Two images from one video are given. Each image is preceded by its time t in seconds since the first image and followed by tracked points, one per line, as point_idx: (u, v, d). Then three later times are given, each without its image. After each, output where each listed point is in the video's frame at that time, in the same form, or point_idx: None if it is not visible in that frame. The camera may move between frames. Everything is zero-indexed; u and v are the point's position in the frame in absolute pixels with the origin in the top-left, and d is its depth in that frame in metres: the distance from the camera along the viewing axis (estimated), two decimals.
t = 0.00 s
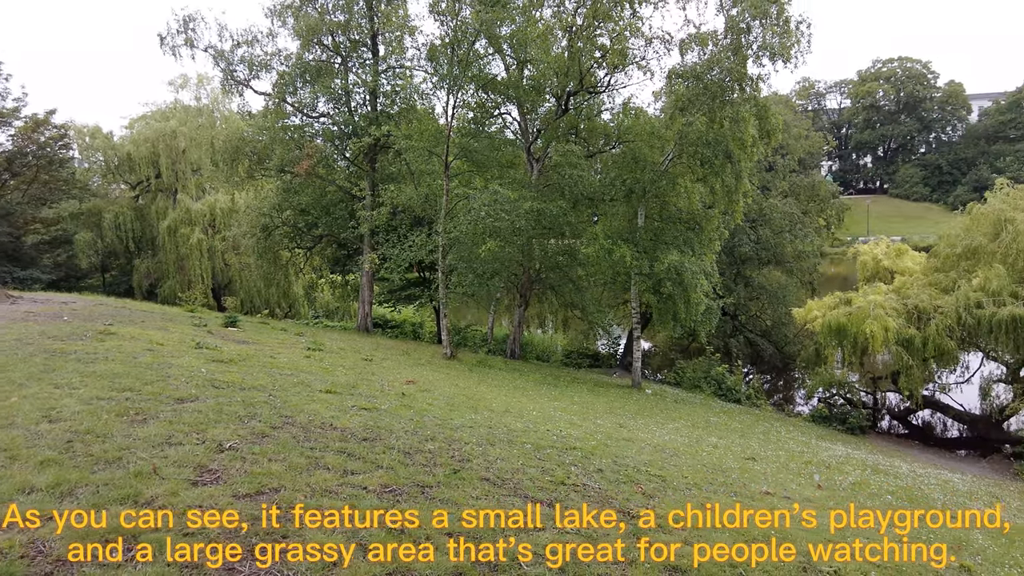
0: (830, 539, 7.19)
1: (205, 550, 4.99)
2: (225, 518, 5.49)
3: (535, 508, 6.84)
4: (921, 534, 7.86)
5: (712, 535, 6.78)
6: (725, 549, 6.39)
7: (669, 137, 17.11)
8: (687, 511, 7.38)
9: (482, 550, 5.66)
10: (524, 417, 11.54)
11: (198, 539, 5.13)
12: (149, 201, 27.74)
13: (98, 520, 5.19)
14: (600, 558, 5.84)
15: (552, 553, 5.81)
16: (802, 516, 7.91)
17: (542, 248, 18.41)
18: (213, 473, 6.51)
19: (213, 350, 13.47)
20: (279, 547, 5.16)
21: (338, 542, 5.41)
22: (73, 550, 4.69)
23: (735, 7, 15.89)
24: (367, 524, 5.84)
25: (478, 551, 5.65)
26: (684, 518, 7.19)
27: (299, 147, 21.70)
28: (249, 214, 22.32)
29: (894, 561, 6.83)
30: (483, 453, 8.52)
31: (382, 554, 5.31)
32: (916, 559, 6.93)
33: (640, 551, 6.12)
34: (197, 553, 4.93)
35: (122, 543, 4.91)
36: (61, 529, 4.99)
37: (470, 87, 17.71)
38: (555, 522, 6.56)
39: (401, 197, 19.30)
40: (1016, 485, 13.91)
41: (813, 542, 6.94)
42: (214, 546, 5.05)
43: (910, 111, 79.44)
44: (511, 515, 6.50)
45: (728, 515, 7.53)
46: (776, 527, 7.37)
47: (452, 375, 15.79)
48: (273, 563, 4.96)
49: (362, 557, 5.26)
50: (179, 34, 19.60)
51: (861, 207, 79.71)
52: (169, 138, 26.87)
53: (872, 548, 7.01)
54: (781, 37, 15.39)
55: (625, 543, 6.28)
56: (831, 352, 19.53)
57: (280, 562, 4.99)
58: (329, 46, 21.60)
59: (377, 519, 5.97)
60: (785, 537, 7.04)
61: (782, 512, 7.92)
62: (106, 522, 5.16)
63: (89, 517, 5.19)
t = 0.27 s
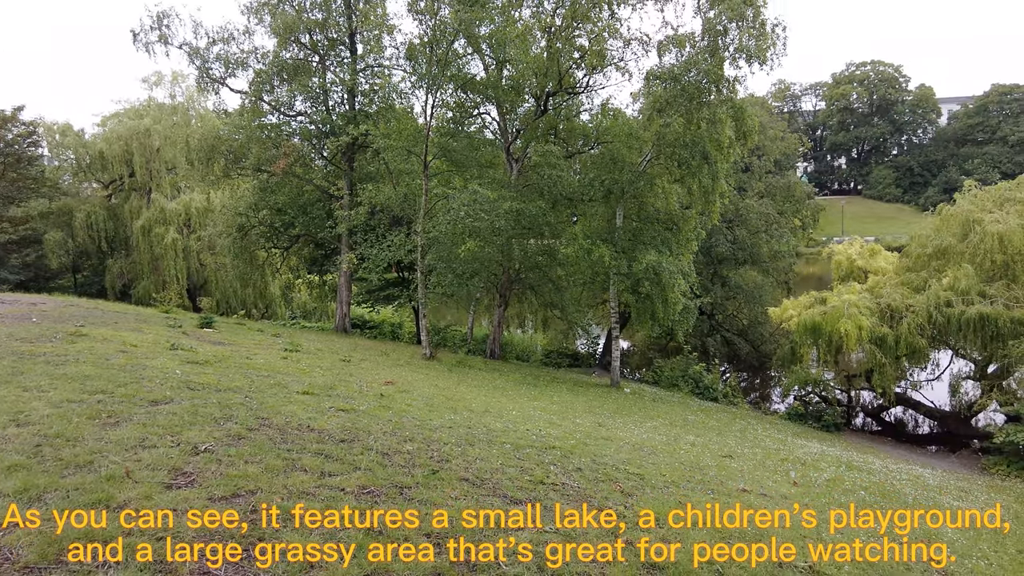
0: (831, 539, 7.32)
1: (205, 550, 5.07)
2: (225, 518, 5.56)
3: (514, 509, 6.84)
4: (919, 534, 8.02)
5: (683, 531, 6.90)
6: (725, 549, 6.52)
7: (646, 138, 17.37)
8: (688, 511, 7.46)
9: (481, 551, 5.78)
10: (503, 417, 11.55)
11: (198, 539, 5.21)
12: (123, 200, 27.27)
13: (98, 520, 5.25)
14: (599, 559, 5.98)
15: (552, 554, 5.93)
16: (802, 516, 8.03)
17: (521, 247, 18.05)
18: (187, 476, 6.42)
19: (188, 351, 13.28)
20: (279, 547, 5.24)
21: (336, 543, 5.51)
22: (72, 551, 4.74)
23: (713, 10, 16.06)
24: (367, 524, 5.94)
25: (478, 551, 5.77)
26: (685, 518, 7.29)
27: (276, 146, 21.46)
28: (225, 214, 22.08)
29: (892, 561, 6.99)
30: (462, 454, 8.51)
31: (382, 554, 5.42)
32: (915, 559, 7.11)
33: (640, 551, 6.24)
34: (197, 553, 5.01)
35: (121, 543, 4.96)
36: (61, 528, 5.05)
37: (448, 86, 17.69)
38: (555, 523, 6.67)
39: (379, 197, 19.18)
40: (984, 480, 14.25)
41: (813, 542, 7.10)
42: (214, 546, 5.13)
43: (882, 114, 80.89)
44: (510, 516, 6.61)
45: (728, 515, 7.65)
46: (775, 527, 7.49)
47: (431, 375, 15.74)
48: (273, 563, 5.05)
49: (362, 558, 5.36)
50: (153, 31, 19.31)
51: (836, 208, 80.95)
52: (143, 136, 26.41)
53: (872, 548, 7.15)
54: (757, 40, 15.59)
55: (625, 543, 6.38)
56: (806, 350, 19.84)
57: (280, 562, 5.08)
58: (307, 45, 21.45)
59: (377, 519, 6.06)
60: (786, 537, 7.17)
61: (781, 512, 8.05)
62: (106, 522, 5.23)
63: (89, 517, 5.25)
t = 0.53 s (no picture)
0: (832, 539, 7.41)
1: (205, 549, 5.16)
2: (224, 518, 5.64)
3: (494, 509, 6.84)
4: (918, 534, 8.12)
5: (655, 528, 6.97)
6: (725, 549, 6.61)
7: (625, 139, 17.39)
8: (687, 512, 7.57)
9: (481, 551, 5.84)
10: (483, 417, 11.53)
11: (196, 539, 5.29)
12: (95, 200, 26.77)
13: (97, 520, 5.32)
14: (599, 559, 6.05)
15: (552, 555, 6.01)
16: (802, 516, 8.12)
17: (501, 248, 18.17)
18: (162, 479, 6.33)
19: (163, 353, 13.07)
20: (279, 547, 5.32)
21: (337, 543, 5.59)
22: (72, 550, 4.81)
23: (690, 11, 16.20)
24: (367, 525, 6.01)
25: (478, 551, 5.83)
26: (684, 518, 7.39)
27: (252, 145, 21.24)
28: (200, 214, 21.87)
29: (893, 561, 7.07)
30: (441, 454, 8.48)
31: (382, 554, 5.49)
32: (915, 559, 7.21)
33: (639, 552, 6.31)
34: (196, 552, 5.09)
35: (122, 543, 5.02)
36: (61, 528, 5.12)
37: (427, 86, 17.60)
38: (555, 523, 6.73)
39: (357, 196, 19.04)
40: (954, 474, 14.56)
41: (813, 543, 7.15)
42: (214, 546, 5.20)
43: (856, 115, 82.24)
44: (511, 516, 6.70)
45: (728, 515, 7.74)
46: (775, 527, 7.59)
47: (411, 376, 15.67)
48: (272, 563, 5.12)
49: (362, 558, 5.42)
50: (126, 27, 18.95)
51: (811, 208, 82.13)
52: (115, 135, 25.81)
53: (872, 549, 7.22)
54: (733, 42, 15.75)
55: (625, 544, 6.46)
56: (782, 349, 20.00)
57: (279, 562, 5.16)
58: (284, 43, 21.23)
59: (377, 519, 6.15)
60: (787, 537, 7.25)
61: (782, 512, 8.15)
62: (105, 522, 5.30)
63: (88, 517, 5.33)
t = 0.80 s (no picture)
0: (833, 539, 7.45)
1: (204, 550, 5.14)
2: (224, 518, 5.69)
3: (472, 509, 6.80)
4: (918, 534, 8.19)
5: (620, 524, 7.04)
6: (725, 549, 6.66)
7: (604, 139, 17.44)
8: (687, 512, 7.66)
9: (481, 550, 5.88)
10: (462, 417, 11.52)
11: (196, 539, 5.31)
12: (66, 199, 26.17)
13: (98, 520, 5.34)
14: (599, 558, 6.08)
15: (552, 554, 6.05)
16: (802, 516, 8.20)
17: (481, 248, 18.17)
18: (137, 483, 6.23)
19: (137, 355, 12.86)
20: (279, 547, 5.34)
21: (337, 543, 5.62)
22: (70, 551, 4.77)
23: (668, 13, 16.33)
24: (367, 524, 6.07)
25: (477, 551, 5.86)
26: (684, 519, 7.47)
27: (229, 144, 20.97)
28: (175, 213, 21.58)
29: (894, 560, 7.11)
30: (421, 455, 8.45)
31: (382, 554, 5.51)
32: (916, 559, 7.24)
33: (640, 551, 6.36)
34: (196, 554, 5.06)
35: (121, 543, 5.03)
36: (61, 528, 5.14)
37: (406, 85, 17.52)
38: (555, 523, 6.79)
39: (335, 195, 18.88)
40: (926, 469, 14.86)
41: (813, 543, 7.21)
42: (213, 547, 5.21)
43: (830, 117, 83.47)
44: (511, 515, 6.78)
45: (728, 515, 7.84)
46: (775, 527, 7.68)
47: (390, 377, 15.60)
48: (272, 563, 5.13)
49: (362, 558, 5.44)
50: (98, 23, 18.60)
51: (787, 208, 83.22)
52: (87, 132, 25.26)
53: (873, 549, 7.27)
54: (711, 43, 15.93)
55: (625, 543, 6.51)
56: (759, 347, 20.20)
57: (279, 563, 5.14)
58: (261, 41, 21.01)
59: (377, 519, 6.20)
60: (787, 537, 7.31)
61: (782, 512, 8.23)
62: (105, 523, 5.32)
63: (89, 518, 5.35)
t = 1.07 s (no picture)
0: (834, 540, 7.52)
1: (205, 550, 5.22)
2: (225, 518, 5.78)
3: (450, 509, 6.81)
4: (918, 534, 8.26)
5: (600, 523, 7.07)
6: (725, 549, 6.75)
7: (584, 139, 17.49)
8: (687, 512, 7.77)
9: (482, 550, 5.97)
10: (443, 417, 11.49)
11: (197, 539, 5.38)
12: (37, 198, 25.29)
13: (98, 520, 5.41)
14: (599, 557, 6.17)
15: (552, 553, 6.14)
16: (802, 516, 8.30)
17: (462, 248, 18.28)
18: (111, 487, 6.12)
19: (112, 357, 12.63)
20: (279, 547, 5.42)
21: (338, 543, 5.71)
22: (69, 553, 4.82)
23: (648, 14, 16.44)
24: (367, 524, 6.15)
25: (478, 551, 5.96)
26: (684, 518, 7.58)
27: (206, 143, 20.69)
28: (151, 212, 21.22)
29: (893, 560, 7.17)
30: (401, 456, 8.42)
31: (382, 554, 5.61)
32: (916, 558, 7.26)
33: (641, 551, 6.45)
34: (197, 554, 5.14)
35: (121, 543, 5.10)
36: (61, 529, 5.19)
37: (386, 84, 17.43)
38: (555, 523, 6.89)
39: (314, 194, 18.70)
40: (901, 465, 15.13)
41: (813, 543, 7.29)
42: (214, 546, 5.29)
43: (807, 119, 84.56)
44: (511, 516, 6.86)
45: (728, 515, 7.94)
46: (774, 527, 7.78)
47: (370, 377, 15.50)
48: (273, 563, 5.22)
49: (362, 557, 5.54)
50: (70, 19, 18.23)
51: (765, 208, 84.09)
52: (59, 130, 24.72)
53: (872, 549, 7.33)
54: (690, 45, 16.08)
55: (625, 543, 6.59)
56: (737, 346, 20.40)
57: (280, 562, 5.24)
58: (239, 39, 20.75)
59: (377, 519, 6.29)
60: (786, 537, 7.38)
61: (782, 512, 8.32)
62: (106, 523, 5.39)
63: (89, 518, 5.41)
